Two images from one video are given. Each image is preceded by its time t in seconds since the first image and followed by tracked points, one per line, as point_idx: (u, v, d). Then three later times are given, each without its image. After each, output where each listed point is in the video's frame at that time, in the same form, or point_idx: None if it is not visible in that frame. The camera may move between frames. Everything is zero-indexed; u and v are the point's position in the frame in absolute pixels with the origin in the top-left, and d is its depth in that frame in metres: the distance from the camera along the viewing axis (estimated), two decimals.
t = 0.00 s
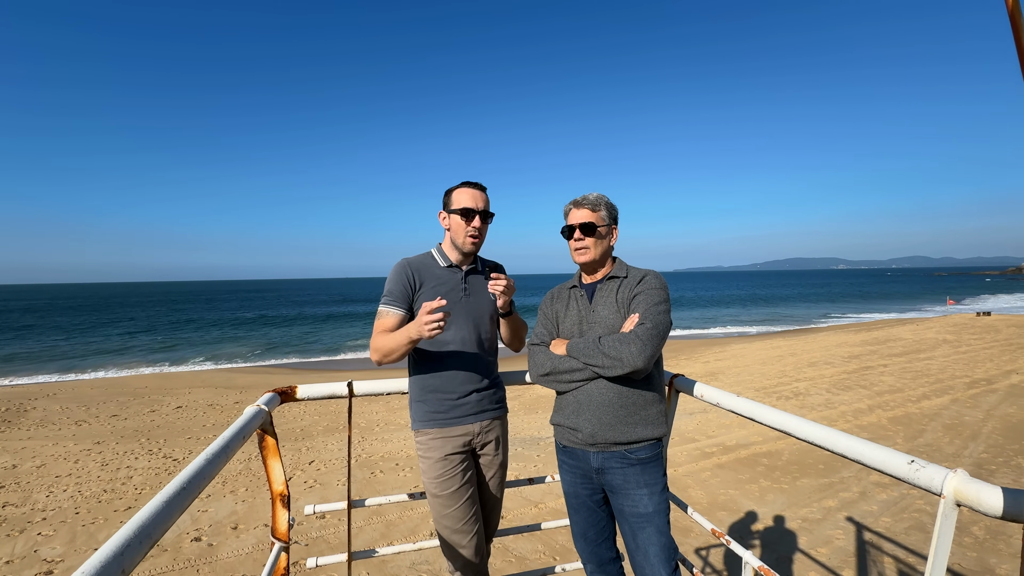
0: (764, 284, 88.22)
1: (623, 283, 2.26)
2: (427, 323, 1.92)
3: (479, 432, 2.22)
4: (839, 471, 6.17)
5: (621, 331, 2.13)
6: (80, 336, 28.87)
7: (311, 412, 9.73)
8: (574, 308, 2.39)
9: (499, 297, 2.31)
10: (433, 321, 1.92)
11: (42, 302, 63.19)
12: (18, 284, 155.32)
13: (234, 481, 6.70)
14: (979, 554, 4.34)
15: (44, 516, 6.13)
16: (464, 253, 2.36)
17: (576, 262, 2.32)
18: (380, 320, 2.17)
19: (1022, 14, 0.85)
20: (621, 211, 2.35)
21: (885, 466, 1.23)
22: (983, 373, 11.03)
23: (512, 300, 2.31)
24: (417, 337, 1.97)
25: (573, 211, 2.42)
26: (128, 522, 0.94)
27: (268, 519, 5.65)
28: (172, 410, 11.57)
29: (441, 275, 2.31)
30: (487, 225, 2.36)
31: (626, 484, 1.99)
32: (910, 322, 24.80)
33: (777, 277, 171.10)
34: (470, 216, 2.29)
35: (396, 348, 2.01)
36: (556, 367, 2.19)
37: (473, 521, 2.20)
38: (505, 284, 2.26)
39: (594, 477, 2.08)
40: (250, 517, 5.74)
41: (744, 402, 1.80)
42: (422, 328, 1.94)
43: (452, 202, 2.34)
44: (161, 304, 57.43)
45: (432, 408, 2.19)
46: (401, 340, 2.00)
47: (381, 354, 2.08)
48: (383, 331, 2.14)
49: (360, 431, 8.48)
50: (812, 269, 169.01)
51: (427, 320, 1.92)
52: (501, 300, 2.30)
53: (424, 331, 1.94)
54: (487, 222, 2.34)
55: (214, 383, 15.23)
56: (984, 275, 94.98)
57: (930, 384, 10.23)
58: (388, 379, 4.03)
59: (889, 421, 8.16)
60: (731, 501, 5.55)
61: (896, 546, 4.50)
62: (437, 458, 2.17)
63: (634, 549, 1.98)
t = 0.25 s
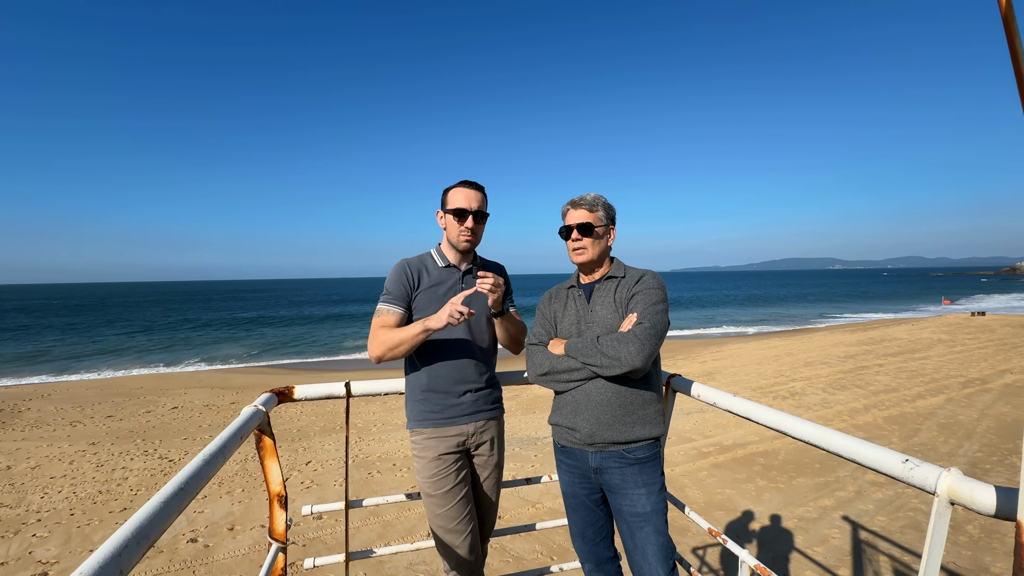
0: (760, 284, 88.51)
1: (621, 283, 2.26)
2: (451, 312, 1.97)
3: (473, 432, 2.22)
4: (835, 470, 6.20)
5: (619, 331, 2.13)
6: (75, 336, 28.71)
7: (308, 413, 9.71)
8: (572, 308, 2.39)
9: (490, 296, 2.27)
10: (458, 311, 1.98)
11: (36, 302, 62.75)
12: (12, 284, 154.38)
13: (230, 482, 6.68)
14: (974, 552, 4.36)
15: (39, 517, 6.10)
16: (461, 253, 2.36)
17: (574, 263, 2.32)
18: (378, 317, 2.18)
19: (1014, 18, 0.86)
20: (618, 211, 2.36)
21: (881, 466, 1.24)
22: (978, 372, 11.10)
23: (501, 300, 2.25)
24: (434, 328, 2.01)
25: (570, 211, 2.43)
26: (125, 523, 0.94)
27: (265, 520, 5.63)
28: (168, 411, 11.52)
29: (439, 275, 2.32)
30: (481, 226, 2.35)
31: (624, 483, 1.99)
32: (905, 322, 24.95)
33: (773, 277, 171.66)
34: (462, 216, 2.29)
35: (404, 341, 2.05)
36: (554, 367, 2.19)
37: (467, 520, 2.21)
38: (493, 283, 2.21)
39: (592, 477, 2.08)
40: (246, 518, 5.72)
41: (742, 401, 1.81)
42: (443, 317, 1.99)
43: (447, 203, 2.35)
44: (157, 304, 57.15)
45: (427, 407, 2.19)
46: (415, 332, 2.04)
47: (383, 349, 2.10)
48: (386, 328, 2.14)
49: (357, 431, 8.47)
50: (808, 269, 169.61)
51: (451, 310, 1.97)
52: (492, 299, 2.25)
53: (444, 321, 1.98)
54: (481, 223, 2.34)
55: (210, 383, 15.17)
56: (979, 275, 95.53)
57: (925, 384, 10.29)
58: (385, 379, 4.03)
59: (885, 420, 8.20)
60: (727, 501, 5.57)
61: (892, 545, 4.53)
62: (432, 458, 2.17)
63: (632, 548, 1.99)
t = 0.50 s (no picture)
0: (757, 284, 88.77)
1: (618, 283, 2.27)
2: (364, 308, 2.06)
3: (470, 433, 2.22)
4: (831, 470, 6.23)
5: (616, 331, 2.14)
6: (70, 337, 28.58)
7: (305, 414, 9.68)
8: (570, 309, 2.40)
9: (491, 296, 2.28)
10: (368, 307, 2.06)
11: (31, 302, 62.44)
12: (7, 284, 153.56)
13: (227, 483, 6.67)
14: (969, 551, 4.39)
15: (34, 519, 6.07)
16: (461, 254, 2.37)
17: (570, 263, 2.33)
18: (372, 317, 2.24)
19: (1007, 21, 0.87)
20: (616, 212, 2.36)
21: (874, 465, 1.25)
22: (973, 372, 11.17)
23: (504, 300, 2.27)
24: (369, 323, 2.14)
25: (567, 212, 2.43)
26: (121, 526, 0.93)
27: (261, 521, 5.62)
28: (164, 411, 11.48)
29: (436, 274, 2.32)
30: (484, 227, 2.35)
31: (621, 483, 2.00)
32: (900, 322, 25.07)
33: (770, 277, 172.20)
34: (465, 217, 2.29)
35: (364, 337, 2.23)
36: (551, 367, 2.20)
37: (465, 520, 2.21)
38: (497, 283, 2.22)
39: (589, 477, 2.09)
40: (243, 519, 5.71)
41: (737, 401, 1.82)
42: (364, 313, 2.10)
43: (450, 203, 2.35)
44: (153, 304, 56.94)
45: (423, 408, 2.20)
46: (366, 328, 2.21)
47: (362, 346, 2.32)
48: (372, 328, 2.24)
49: (354, 432, 8.46)
50: (805, 269, 170.21)
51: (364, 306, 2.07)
52: (494, 299, 2.26)
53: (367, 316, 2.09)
54: (484, 224, 2.34)
55: (207, 384, 15.12)
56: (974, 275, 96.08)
57: (920, 383, 10.35)
58: (381, 380, 4.02)
59: (880, 420, 8.24)
60: (724, 500, 5.59)
61: (887, 544, 4.55)
62: (429, 459, 2.18)
63: (630, 548, 1.99)
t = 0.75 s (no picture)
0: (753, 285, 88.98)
1: (616, 284, 2.28)
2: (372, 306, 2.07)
3: (467, 434, 2.23)
4: (827, 469, 6.26)
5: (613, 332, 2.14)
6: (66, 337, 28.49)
7: (302, 414, 9.67)
8: (567, 309, 2.40)
9: (488, 297, 2.27)
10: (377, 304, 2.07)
11: (27, 303, 62.17)
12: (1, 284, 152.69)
13: (224, 484, 6.65)
14: (964, 550, 4.41)
15: (29, 521, 6.04)
16: (459, 254, 2.37)
17: (568, 263, 2.33)
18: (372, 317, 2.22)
19: (1001, 24, 0.88)
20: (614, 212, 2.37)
21: (869, 465, 1.26)
22: (968, 372, 11.22)
23: (501, 301, 2.27)
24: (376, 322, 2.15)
25: (565, 212, 2.44)
26: (117, 528, 0.94)
27: (258, 522, 5.61)
28: (160, 412, 11.44)
29: (434, 275, 2.32)
30: (481, 227, 2.35)
31: (618, 483, 2.01)
32: (896, 322, 25.18)
33: (767, 277, 172.67)
34: (464, 216, 2.29)
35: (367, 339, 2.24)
36: (549, 368, 2.20)
37: (459, 521, 2.21)
38: (493, 285, 2.22)
39: (586, 477, 2.10)
40: (239, 520, 5.70)
41: (734, 402, 1.82)
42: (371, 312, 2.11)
43: (449, 203, 2.35)
44: (150, 304, 56.78)
45: (420, 409, 2.20)
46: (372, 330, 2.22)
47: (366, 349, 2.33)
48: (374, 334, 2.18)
49: (352, 433, 8.44)
50: (801, 269, 170.77)
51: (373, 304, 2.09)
52: (491, 300, 2.26)
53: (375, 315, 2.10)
54: (482, 224, 2.34)
55: (203, 385, 15.08)
56: (969, 276, 96.57)
57: (916, 383, 10.40)
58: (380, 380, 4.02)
59: (876, 419, 8.27)
60: (721, 500, 5.60)
61: (883, 543, 4.57)
62: (425, 459, 2.18)
63: (627, 547, 2.00)
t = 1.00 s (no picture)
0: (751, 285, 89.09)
1: (614, 286, 2.28)
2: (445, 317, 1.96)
3: (462, 436, 2.23)
4: (824, 469, 6.27)
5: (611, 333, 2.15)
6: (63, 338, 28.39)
7: (300, 415, 9.66)
8: (565, 311, 2.41)
9: (483, 297, 2.27)
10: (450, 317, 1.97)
11: (25, 303, 62.02)
12: None
13: (221, 485, 6.64)
14: (961, 549, 4.43)
15: (26, 522, 6.02)
16: (456, 256, 2.38)
17: (566, 264, 2.34)
18: (375, 318, 2.20)
19: (993, 28, 0.88)
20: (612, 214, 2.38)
21: (864, 466, 1.27)
22: (965, 372, 11.25)
23: (495, 301, 2.27)
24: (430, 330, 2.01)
25: (564, 213, 2.44)
26: (114, 530, 0.94)
27: (256, 523, 5.61)
28: (157, 413, 11.41)
29: (433, 277, 2.33)
30: (478, 228, 2.35)
31: (615, 484, 2.01)
32: (893, 322, 25.25)
33: (765, 278, 172.98)
34: (460, 218, 2.29)
35: (398, 342, 2.05)
36: (546, 369, 2.21)
37: (452, 523, 2.21)
38: (488, 285, 2.22)
39: (583, 477, 2.10)
40: (237, 520, 5.69)
41: (730, 403, 1.83)
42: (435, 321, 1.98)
43: (445, 205, 2.35)
44: (147, 304, 56.66)
45: (415, 411, 2.21)
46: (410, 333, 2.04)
47: (378, 349, 2.11)
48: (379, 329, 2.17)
49: (350, 433, 8.43)
50: (799, 269, 171.15)
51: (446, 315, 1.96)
52: (486, 300, 2.26)
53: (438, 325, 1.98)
54: (478, 225, 2.34)
55: (201, 385, 15.05)
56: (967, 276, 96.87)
57: (913, 383, 10.45)
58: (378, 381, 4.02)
59: (874, 419, 8.30)
60: (719, 500, 5.61)
61: (880, 543, 4.58)
62: (418, 460, 2.19)
63: (623, 548, 2.01)
